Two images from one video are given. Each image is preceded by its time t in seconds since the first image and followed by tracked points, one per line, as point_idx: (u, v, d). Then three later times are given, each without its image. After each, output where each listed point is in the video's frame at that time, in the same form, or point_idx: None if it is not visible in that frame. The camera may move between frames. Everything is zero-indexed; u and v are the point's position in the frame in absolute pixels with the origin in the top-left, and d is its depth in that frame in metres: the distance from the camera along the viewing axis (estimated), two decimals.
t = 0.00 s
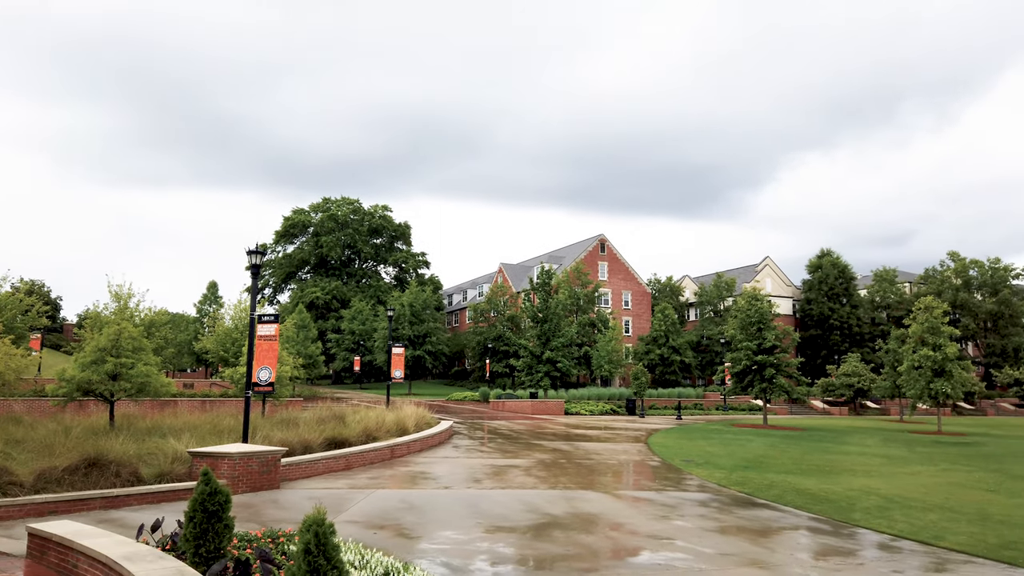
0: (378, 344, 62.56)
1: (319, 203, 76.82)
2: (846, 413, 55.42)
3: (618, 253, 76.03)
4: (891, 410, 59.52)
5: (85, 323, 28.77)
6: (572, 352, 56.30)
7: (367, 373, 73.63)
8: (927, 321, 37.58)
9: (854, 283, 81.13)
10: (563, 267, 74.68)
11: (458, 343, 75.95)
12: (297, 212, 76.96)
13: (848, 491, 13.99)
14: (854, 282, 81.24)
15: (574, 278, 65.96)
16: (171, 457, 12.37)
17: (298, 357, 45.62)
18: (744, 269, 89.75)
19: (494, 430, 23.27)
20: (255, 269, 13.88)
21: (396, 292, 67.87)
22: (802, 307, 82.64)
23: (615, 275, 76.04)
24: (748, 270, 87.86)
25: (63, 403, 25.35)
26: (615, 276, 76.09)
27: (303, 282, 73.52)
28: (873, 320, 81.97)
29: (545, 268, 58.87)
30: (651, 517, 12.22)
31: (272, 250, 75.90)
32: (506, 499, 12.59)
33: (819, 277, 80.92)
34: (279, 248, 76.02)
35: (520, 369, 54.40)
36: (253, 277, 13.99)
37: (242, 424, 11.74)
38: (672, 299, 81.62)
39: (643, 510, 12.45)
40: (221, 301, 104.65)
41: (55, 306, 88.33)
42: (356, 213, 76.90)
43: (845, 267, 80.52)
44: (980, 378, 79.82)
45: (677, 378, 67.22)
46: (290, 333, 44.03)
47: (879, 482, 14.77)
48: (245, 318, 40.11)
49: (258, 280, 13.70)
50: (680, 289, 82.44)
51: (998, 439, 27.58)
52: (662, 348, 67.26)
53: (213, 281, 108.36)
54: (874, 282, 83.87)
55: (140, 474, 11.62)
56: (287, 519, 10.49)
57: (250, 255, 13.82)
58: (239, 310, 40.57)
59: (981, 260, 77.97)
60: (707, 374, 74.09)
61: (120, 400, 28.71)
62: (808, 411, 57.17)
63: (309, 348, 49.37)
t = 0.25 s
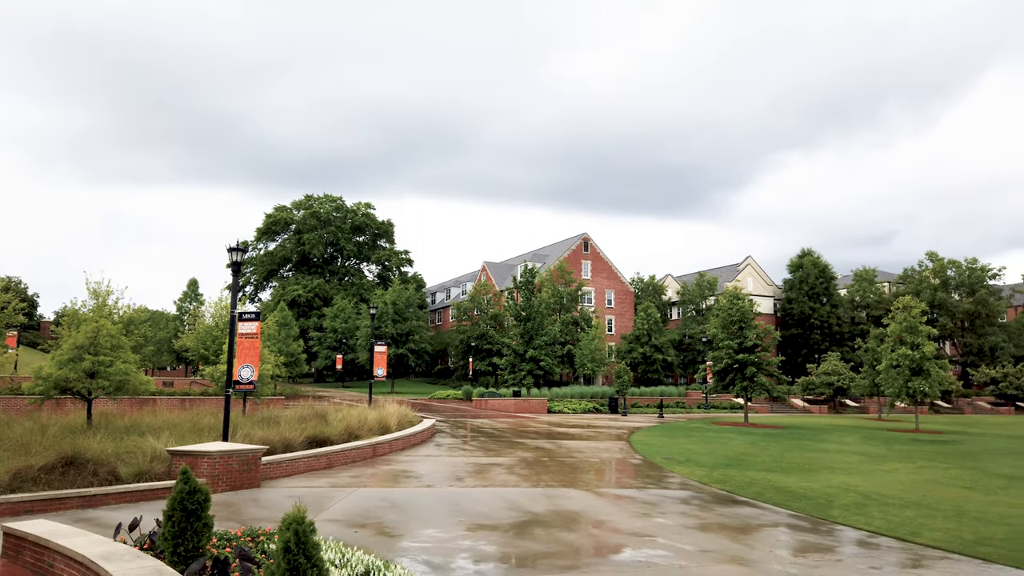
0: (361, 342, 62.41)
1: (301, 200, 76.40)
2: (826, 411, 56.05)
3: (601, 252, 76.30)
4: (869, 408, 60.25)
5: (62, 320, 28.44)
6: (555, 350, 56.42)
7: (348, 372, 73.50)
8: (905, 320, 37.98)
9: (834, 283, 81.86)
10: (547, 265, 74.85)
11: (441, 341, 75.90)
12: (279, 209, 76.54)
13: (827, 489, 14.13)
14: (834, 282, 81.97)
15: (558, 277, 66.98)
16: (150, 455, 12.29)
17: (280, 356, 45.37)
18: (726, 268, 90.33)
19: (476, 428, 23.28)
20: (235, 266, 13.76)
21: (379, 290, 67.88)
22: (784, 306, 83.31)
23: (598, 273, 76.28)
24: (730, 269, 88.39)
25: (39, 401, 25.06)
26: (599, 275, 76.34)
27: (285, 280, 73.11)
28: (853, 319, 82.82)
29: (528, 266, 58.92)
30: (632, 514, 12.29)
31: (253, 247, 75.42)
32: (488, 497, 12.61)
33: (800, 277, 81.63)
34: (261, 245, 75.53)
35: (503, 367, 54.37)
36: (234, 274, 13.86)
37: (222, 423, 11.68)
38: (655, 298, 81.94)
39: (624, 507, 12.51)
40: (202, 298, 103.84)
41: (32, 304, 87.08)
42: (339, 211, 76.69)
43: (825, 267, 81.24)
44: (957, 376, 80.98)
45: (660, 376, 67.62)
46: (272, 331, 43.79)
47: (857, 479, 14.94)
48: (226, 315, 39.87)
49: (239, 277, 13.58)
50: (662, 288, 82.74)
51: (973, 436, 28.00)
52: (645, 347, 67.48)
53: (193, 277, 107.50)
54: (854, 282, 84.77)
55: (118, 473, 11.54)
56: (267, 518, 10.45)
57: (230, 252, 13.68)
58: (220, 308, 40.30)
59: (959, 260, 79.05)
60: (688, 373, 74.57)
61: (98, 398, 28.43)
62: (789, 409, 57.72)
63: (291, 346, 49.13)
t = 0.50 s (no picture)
0: (343, 340, 62.20)
1: (284, 197, 75.97)
2: (806, 409, 56.53)
3: (585, 251, 76.43)
4: (850, 406, 60.81)
5: (39, 318, 28.15)
6: (539, 348, 56.49)
7: (331, 370, 73.27)
8: (884, 319, 38.37)
9: (816, 282, 82.47)
10: (531, 264, 74.90)
11: (424, 339, 75.79)
12: (261, 206, 76.10)
13: (807, 486, 14.27)
14: (815, 281, 82.59)
15: (542, 275, 66.63)
16: (128, 454, 12.20)
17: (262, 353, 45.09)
18: (709, 267, 90.80)
19: (460, 426, 23.27)
20: (216, 264, 13.67)
21: (362, 288, 67.69)
22: (765, 305, 83.90)
23: (582, 272, 76.39)
24: (713, 268, 88.86)
25: (15, 399, 24.77)
26: (583, 273, 76.46)
27: (267, 278, 72.73)
28: (834, 318, 83.56)
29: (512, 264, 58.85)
30: (614, 512, 12.35)
31: (235, 244, 74.92)
32: (471, 495, 12.63)
33: (781, 276, 82.18)
34: (243, 242, 75.10)
35: (487, 366, 54.24)
36: (214, 271, 13.72)
37: (203, 421, 11.61)
38: (639, 297, 82.16)
39: (606, 505, 12.57)
40: (183, 295, 103.10)
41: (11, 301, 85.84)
42: (322, 208, 76.44)
43: (807, 266, 81.81)
44: (935, 375, 82.00)
45: (643, 374, 67.95)
46: (253, 329, 43.53)
47: (837, 476, 15.09)
48: (206, 313, 39.60)
49: (220, 275, 13.46)
50: (646, 286, 82.97)
51: (950, 434, 28.38)
52: (628, 345, 67.88)
53: (173, 275, 106.65)
54: (834, 282, 85.74)
55: (96, 472, 11.47)
56: (247, 517, 10.40)
57: (212, 249, 13.55)
58: (201, 305, 40.06)
59: (938, 260, 79.94)
60: (671, 371, 74.95)
61: (76, 396, 28.16)
62: (770, 407, 58.12)
63: (273, 344, 48.83)
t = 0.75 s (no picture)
0: (327, 337, 62.10)
1: (267, 194, 75.48)
2: (788, 407, 57.03)
3: (570, 249, 76.57)
4: (830, 404, 61.43)
5: (17, 315, 27.83)
6: (523, 346, 56.59)
7: (314, 368, 73.12)
8: (865, 318, 38.72)
9: (798, 281, 83.07)
10: (516, 262, 75.00)
11: (408, 337, 75.72)
12: (244, 203, 75.56)
13: (788, 483, 14.39)
14: (798, 280, 83.19)
15: (527, 273, 67.77)
16: (108, 452, 12.10)
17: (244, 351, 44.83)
18: (693, 266, 91.30)
19: (443, 424, 23.26)
20: (197, 260, 13.59)
21: (346, 286, 67.44)
22: (748, 303, 84.45)
23: (567, 270, 76.55)
24: (696, 267, 89.37)
25: None
26: (567, 271, 76.62)
27: (250, 275, 72.27)
28: (815, 316, 84.28)
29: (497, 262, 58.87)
30: (597, 509, 12.40)
31: (217, 241, 74.37)
32: (454, 493, 12.63)
33: (764, 275, 82.72)
34: (226, 239, 74.61)
35: (471, 364, 54.28)
36: (196, 268, 13.67)
37: (183, 419, 11.55)
38: (622, 295, 82.52)
39: (589, 502, 12.61)
40: (164, 292, 102.31)
41: None
42: (305, 205, 76.08)
43: (789, 265, 82.37)
44: (914, 373, 82.97)
45: (627, 373, 68.27)
46: (236, 326, 43.28)
47: (818, 473, 15.22)
48: (188, 310, 39.32)
49: (201, 271, 13.41)
50: (630, 285, 83.18)
51: (928, 431, 28.73)
52: (612, 343, 68.35)
53: (153, 272, 105.71)
54: (816, 281, 86.32)
55: (74, 470, 11.40)
56: (228, 515, 10.34)
57: (193, 246, 13.52)
58: (182, 302, 39.76)
59: (917, 259, 80.80)
60: (655, 369, 75.36)
61: (54, 394, 27.87)
62: (752, 405, 58.47)
63: (256, 341, 48.56)
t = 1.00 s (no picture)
0: (309, 335, 61.89)
1: (249, 190, 75.02)
2: (769, 404, 57.48)
3: (554, 247, 76.72)
4: (811, 402, 61.93)
5: None
6: (507, 344, 56.66)
7: (297, 365, 72.96)
8: (845, 315, 39.12)
9: (779, 280, 83.69)
10: (500, 259, 75.06)
11: (391, 335, 75.63)
12: (226, 198, 75.03)
13: (768, 479, 14.51)
14: (779, 279, 83.80)
15: (510, 271, 67.36)
16: (86, 450, 12.00)
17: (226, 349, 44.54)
18: (676, 264, 91.72)
19: (426, 422, 23.21)
20: (178, 256, 13.50)
21: (329, 283, 67.17)
22: (730, 302, 84.96)
23: (550, 268, 76.69)
24: (679, 265, 89.81)
25: None
26: (551, 269, 76.76)
27: (231, 271, 71.76)
28: (797, 315, 85.02)
29: (481, 260, 58.86)
30: (579, 506, 12.46)
31: (198, 237, 73.82)
32: (437, 490, 12.62)
33: (745, 274, 83.26)
34: (207, 235, 74.10)
35: (455, 361, 54.31)
36: (176, 264, 13.54)
37: (163, 417, 11.48)
38: (606, 293, 82.86)
39: (572, 499, 12.67)
40: (145, 289, 101.34)
41: None
42: (288, 201, 75.74)
43: (771, 264, 82.91)
44: (893, 371, 83.91)
45: (610, 370, 68.60)
46: (217, 323, 43.02)
47: (798, 470, 15.36)
48: (168, 307, 39.01)
49: (182, 268, 13.31)
50: (613, 282, 82.86)
51: (906, 428, 29.09)
52: (596, 341, 68.63)
53: (134, 268, 104.88)
54: (798, 279, 87.02)
55: (51, 468, 11.30)
56: (208, 513, 10.28)
57: (173, 242, 13.39)
58: (162, 299, 39.46)
59: (897, 258, 81.64)
60: (638, 367, 75.74)
61: (31, 392, 27.54)
62: (734, 402, 58.80)
63: (237, 338, 48.25)
